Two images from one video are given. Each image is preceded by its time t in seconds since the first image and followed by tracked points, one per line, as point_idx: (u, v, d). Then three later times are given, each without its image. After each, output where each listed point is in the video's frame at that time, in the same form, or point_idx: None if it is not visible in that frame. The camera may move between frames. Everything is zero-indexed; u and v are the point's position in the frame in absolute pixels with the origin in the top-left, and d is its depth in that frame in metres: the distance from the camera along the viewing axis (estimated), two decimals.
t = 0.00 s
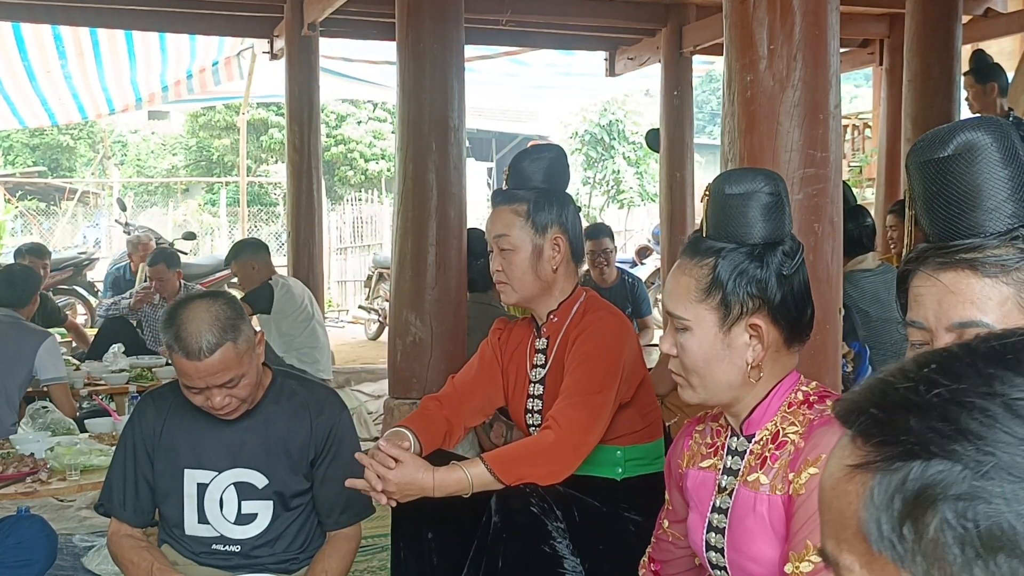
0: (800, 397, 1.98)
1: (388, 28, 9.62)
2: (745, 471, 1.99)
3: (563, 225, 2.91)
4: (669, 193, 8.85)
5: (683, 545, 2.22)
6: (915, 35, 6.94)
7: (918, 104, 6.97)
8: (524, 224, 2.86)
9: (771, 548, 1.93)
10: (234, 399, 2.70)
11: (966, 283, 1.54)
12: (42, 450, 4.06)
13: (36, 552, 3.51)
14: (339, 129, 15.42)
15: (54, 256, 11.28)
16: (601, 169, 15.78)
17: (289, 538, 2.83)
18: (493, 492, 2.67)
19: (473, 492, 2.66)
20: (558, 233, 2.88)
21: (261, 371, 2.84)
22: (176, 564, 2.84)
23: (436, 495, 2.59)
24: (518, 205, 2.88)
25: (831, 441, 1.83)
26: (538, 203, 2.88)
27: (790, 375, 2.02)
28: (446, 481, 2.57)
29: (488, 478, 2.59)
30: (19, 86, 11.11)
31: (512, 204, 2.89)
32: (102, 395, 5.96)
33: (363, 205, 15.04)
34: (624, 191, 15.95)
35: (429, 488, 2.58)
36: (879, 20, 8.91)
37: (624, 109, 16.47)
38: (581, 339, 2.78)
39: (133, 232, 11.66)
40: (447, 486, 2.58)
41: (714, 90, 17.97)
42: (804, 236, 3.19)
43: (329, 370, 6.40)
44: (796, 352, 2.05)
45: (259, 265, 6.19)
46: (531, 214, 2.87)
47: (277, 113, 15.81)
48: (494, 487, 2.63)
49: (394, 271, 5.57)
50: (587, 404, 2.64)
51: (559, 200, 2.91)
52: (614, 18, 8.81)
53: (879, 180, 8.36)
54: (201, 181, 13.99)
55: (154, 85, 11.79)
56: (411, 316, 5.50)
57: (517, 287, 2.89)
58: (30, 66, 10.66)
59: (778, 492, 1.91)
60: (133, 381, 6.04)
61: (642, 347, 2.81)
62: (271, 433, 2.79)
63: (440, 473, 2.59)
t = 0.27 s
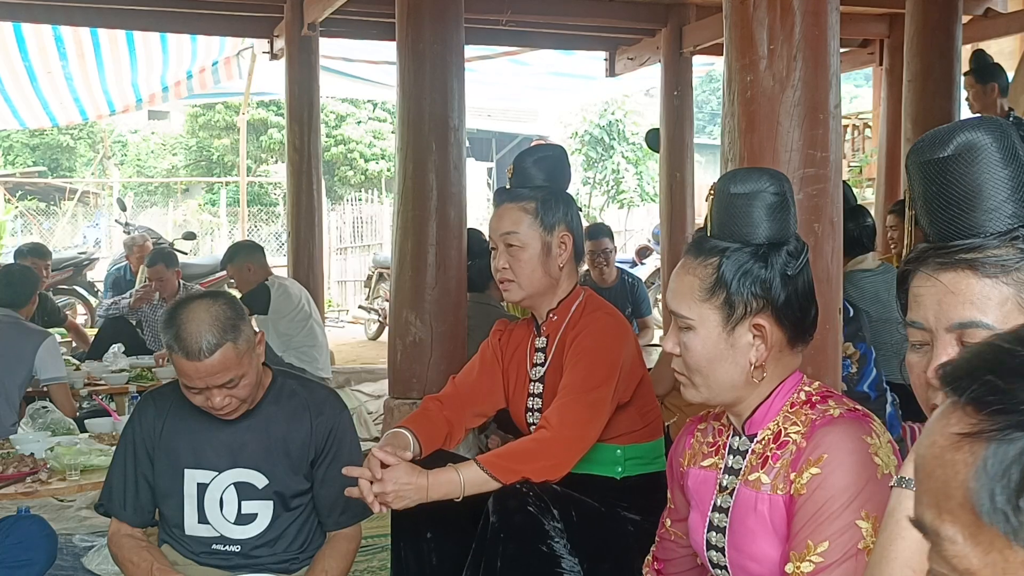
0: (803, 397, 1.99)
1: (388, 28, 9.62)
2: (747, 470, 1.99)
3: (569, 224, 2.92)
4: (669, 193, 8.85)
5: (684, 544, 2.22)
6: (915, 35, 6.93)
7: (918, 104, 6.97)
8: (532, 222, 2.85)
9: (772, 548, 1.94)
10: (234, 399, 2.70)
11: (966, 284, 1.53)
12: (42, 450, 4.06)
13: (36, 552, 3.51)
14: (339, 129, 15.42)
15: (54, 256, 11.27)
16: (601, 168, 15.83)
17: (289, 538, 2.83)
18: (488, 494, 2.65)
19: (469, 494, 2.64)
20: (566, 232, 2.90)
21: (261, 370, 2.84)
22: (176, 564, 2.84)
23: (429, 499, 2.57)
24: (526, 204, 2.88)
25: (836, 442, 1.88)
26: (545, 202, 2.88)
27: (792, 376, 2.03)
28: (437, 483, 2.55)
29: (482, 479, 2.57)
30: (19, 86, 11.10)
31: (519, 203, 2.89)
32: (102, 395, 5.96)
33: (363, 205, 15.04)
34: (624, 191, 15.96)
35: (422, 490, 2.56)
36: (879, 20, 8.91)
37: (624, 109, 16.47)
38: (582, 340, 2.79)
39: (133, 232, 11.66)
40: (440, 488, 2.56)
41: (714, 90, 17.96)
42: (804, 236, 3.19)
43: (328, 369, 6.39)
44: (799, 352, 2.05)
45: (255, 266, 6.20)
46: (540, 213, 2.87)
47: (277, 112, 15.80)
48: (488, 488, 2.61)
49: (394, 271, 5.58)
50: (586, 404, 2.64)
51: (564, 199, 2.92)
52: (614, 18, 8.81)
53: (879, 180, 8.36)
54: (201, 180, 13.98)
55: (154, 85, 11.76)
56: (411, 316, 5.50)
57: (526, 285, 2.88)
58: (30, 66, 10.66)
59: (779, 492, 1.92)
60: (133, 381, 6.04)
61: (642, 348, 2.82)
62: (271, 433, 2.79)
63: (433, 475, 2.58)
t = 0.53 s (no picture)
0: (803, 397, 1.99)
1: (388, 28, 9.63)
2: (747, 470, 1.99)
3: (574, 224, 2.92)
4: (669, 193, 8.85)
5: (683, 543, 2.23)
6: (916, 35, 6.93)
7: (918, 104, 6.97)
8: (540, 221, 2.85)
9: (773, 548, 1.94)
10: (234, 399, 2.70)
11: (966, 284, 1.53)
12: (42, 450, 4.06)
13: (36, 552, 3.51)
14: (339, 129, 15.41)
15: (54, 256, 11.27)
16: (601, 168, 15.82)
17: (289, 538, 2.83)
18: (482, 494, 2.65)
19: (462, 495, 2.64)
20: (572, 231, 2.90)
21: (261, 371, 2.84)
22: (176, 564, 2.84)
23: (425, 500, 2.56)
24: (533, 203, 2.87)
25: (837, 442, 1.88)
26: (552, 202, 2.88)
27: (792, 376, 2.03)
28: (432, 485, 2.55)
29: (477, 479, 2.59)
30: (19, 85, 11.11)
31: (525, 201, 2.88)
32: (102, 395, 5.96)
33: (363, 205, 15.04)
34: (624, 191, 15.97)
35: (419, 491, 2.55)
36: (879, 20, 8.91)
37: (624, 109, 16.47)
38: (582, 340, 2.79)
39: (133, 232, 11.65)
40: (436, 492, 2.56)
41: (714, 90, 17.97)
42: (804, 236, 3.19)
43: (327, 368, 6.38)
44: (800, 352, 2.05)
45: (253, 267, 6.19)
46: (548, 212, 2.86)
47: (277, 112, 15.80)
48: (483, 489, 2.62)
49: (394, 271, 5.57)
50: (583, 404, 2.65)
51: (569, 198, 2.92)
52: (614, 17, 8.81)
53: (879, 181, 8.36)
54: (201, 180, 13.98)
55: (154, 85, 11.73)
56: (411, 317, 5.50)
57: (532, 284, 2.88)
58: (31, 66, 10.67)
59: (779, 492, 1.92)
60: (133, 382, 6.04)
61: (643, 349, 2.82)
62: (271, 433, 2.79)
63: (429, 477, 2.57)
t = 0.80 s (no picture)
0: (800, 397, 1.99)
1: (388, 28, 9.63)
2: (745, 471, 1.99)
3: (578, 224, 2.92)
4: (669, 193, 8.86)
5: (682, 543, 2.23)
6: (915, 35, 6.93)
7: (918, 104, 6.97)
8: (544, 221, 2.85)
9: (772, 548, 1.94)
10: (233, 399, 2.70)
11: (963, 284, 1.53)
12: (42, 450, 4.06)
13: (35, 552, 3.51)
14: (339, 129, 15.40)
15: (55, 256, 11.27)
16: (601, 169, 15.78)
17: (289, 538, 2.83)
18: (486, 493, 2.64)
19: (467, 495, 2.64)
20: (576, 231, 2.90)
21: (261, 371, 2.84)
22: (176, 564, 2.84)
23: (429, 501, 2.56)
24: (537, 203, 2.87)
25: (834, 442, 1.88)
26: (556, 202, 2.87)
27: (789, 376, 2.03)
28: (437, 486, 2.55)
29: (481, 478, 2.58)
30: (19, 85, 11.11)
31: (527, 201, 2.88)
32: (102, 395, 5.96)
33: (363, 205, 15.03)
34: (624, 191, 15.97)
35: (424, 492, 2.55)
36: (879, 20, 8.91)
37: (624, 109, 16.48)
38: (583, 340, 2.79)
39: (133, 232, 11.65)
40: (441, 492, 2.56)
41: (714, 90, 17.97)
42: (804, 236, 3.19)
43: (328, 369, 6.37)
44: (796, 352, 2.05)
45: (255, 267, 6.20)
46: (552, 212, 2.86)
47: (277, 112, 15.79)
48: (487, 488, 2.61)
49: (394, 271, 5.57)
50: (584, 403, 2.65)
51: (572, 198, 2.91)
52: (614, 17, 8.81)
53: (879, 181, 8.36)
54: (201, 180, 13.98)
55: (154, 84, 11.71)
56: (411, 317, 5.50)
57: (537, 284, 2.87)
58: (31, 66, 10.69)
59: (778, 492, 1.92)
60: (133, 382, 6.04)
61: (645, 348, 2.81)
62: (271, 433, 2.79)
63: (433, 478, 2.57)
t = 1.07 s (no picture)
0: (798, 397, 1.99)
1: (388, 28, 9.63)
2: (744, 471, 1.99)
3: (580, 224, 2.92)
4: (669, 193, 8.86)
5: (680, 546, 2.22)
6: (915, 35, 6.93)
7: (918, 104, 6.97)
8: (548, 221, 2.85)
9: (770, 548, 1.94)
10: (232, 400, 2.70)
11: (964, 285, 1.52)
12: (42, 450, 4.06)
13: (35, 551, 3.51)
14: (339, 129, 15.39)
15: (55, 256, 11.28)
16: (602, 169, 15.78)
17: (289, 538, 2.83)
18: (488, 493, 2.64)
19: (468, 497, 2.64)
20: (579, 231, 2.90)
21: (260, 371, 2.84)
22: (176, 564, 2.84)
23: (433, 504, 2.56)
24: (540, 203, 2.86)
25: (831, 441, 1.88)
26: (559, 202, 2.87)
27: (786, 376, 2.03)
28: (440, 489, 2.55)
29: (483, 479, 2.57)
30: (19, 85, 11.11)
31: (530, 201, 2.87)
32: (102, 395, 5.96)
33: (363, 205, 15.04)
34: (624, 191, 15.96)
35: (427, 496, 2.56)
36: (879, 20, 8.91)
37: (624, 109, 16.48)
38: (583, 339, 2.79)
39: (133, 232, 11.66)
40: (443, 493, 2.56)
41: (714, 90, 17.97)
42: (804, 235, 3.19)
43: (329, 368, 6.37)
44: (794, 352, 2.05)
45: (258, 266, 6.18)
46: (555, 212, 2.86)
47: (277, 112, 15.78)
48: (490, 489, 2.61)
49: (394, 270, 5.57)
50: (585, 402, 2.65)
51: (574, 197, 2.91)
52: (614, 17, 8.81)
53: (879, 181, 8.36)
54: (201, 181, 13.98)
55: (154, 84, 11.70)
56: (411, 317, 5.50)
57: (539, 284, 2.87)
58: (30, 66, 10.68)
59: (776, 492, 1.92)
60: (133, 381, 6.04)
61: (644, 348, 2.81)
62: (271, 434, 2.79)
63: (435, 480, 2.57)
